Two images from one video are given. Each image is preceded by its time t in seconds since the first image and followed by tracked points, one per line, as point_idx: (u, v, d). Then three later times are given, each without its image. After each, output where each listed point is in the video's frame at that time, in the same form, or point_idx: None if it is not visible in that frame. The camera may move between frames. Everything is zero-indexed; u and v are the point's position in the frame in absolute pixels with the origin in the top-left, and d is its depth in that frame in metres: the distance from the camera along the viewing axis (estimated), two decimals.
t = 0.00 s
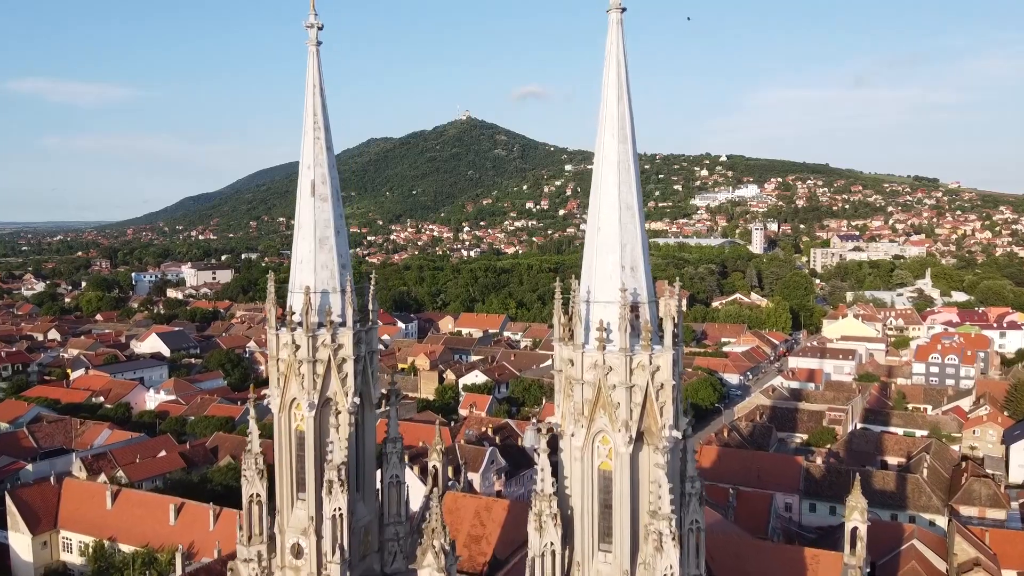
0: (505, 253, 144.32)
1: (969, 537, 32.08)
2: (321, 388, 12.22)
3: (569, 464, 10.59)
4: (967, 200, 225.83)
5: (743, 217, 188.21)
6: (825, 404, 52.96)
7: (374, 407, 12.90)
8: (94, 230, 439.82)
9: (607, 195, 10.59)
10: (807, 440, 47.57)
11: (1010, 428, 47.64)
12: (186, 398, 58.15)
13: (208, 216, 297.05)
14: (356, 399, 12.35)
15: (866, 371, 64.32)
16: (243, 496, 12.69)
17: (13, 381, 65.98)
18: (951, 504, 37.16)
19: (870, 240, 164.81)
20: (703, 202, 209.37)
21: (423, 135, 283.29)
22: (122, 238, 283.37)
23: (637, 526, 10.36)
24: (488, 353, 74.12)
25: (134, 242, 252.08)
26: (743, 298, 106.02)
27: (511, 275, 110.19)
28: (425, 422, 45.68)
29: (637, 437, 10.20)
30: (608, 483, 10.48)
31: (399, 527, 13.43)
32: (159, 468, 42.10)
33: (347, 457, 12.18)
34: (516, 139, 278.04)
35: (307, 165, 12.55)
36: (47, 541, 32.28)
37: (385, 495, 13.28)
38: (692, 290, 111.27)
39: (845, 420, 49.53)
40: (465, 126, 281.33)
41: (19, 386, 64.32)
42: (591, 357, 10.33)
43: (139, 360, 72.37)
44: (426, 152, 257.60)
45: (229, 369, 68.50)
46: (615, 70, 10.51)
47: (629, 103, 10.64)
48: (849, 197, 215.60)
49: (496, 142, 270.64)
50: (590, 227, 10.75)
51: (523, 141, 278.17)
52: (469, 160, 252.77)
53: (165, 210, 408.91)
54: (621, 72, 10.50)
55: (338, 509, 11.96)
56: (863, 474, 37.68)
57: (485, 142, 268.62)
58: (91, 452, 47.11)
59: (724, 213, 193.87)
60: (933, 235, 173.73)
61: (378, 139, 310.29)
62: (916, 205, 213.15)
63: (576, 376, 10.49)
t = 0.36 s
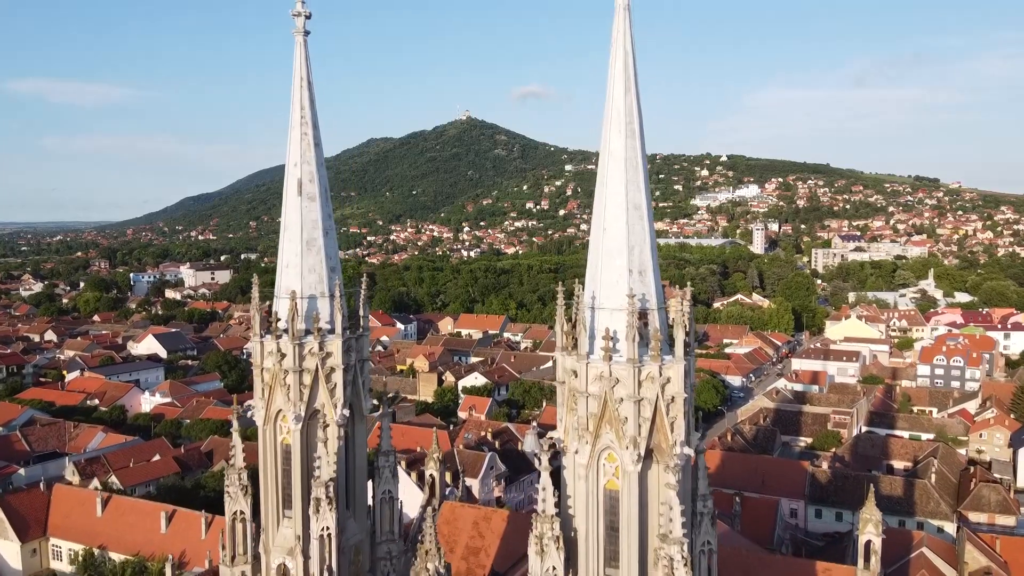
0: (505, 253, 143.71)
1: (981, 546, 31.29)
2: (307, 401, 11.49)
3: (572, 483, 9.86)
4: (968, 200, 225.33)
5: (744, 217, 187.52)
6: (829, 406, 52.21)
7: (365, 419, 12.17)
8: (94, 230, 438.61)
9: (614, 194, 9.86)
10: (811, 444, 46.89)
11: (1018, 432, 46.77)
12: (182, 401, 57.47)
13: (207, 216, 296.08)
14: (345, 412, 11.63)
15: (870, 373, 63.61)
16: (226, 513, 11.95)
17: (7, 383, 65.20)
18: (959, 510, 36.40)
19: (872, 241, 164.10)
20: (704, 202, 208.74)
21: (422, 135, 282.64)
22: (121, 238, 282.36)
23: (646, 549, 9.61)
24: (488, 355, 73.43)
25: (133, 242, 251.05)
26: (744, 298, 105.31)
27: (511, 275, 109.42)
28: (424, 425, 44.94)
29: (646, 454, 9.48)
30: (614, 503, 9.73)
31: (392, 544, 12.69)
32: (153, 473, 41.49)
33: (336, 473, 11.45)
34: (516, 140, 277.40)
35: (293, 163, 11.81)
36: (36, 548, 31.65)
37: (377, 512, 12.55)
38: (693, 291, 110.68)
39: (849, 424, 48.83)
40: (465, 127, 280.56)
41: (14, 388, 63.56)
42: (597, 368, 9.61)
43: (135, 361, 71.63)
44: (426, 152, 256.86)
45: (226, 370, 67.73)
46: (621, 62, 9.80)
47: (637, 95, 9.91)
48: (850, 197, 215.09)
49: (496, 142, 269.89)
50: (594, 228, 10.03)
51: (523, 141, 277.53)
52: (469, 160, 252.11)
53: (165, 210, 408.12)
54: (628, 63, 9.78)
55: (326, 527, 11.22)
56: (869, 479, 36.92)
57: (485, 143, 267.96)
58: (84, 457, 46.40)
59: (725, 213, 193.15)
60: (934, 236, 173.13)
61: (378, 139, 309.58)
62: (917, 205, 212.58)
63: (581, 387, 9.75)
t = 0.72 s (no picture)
0: (505, 254, 142.92)
1: (993, 554, 30.43)
2: (293, 414, 10.70)
3: (578, 506, 9.08)
4: (969, 200, 224.74)
5: (744, 217, 186.77)
6: (834, 409, 51.43)
7: (354, 433, 11.40)
8: (93, 230, 437.45)
9: (623, 193, 9.07)
10: (817, 448, 46.12)
11: None
12: (177, 403, 56.71)
13: (207, 216, 295.15)
14: (333, 426, 10.85)
15: (875, 375, 62.85)
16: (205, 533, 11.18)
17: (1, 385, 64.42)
18: (969, 517, 35.57)
19: (873, 241, 163.35)
20: (704, 202, 208.02)
21: (422, 135, 282.03)
22: (120, 239, 281.25)
23: None
24: (488, 356, 72.67)
25: (132, 242, 250.04)
26: (746, 299, 104.50)
27: (511, 276, 108.67)
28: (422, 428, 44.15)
29: (658, 475, 8.70)
30: (623, 529, 8.95)
31: (384, 565, 11.93)
32: (146, 478, 40.71)
33: (323, 493, 10.67)
34: (516, 139, 276.72)
35: (278, 159, 11.03)
36: (25, 557, 30.80)
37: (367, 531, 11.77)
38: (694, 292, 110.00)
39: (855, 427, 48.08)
40: (465, 127, 279.84)
41: (7, 390, 62.77)
42: (604, 382, 8.83)
43: (131, 363, 70.89)
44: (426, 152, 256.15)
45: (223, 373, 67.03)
46: (631, 47, 9.00)
47: (647, 84, 9.11)
48: (851, 198, 214.46)
49: (496, 142, 269.10)
50: (600, 228, 9.24)
51: (523, 141, 276.84)
52: (469, 160, 251.36)
53: (165, 210, 406.97)
54: (638, 48, 9.01)
55: (312, 551, 10.46)
56: (878, 485, 36.12)
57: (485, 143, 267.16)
58: (78, 461, 45.62)
59: (726, 213, 192.40)
60: (935, 236, 172.45)
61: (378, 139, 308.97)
62: (918, 206, 211.91)
63: (587, 402, 8.94)
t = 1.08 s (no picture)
0: (505, 254, 142.12)
1: (1005, 561, 29.63)
2: (276, 430, 9.95)
3: (584, 532, 8.32)
4: (970, 200, 224.08)
5: (745, 217, 185.96)
6: (839, 413, 50.60)
7: (342, 448, 10.66)
8: (93, 230, 436.28)
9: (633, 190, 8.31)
10: (821, 452, 45.29)
11: None
12: (172, 406, 55.98)
13: (206, 217, 294.19)
14: (320, 442, 10.11)
15: (879, 378, 62.09)
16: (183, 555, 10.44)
17: None
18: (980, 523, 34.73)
19: (875, 241, 162.53)
20: (705, 202, 207.25)
21: (422, 135, 281.27)
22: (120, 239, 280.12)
23: None
24: (488, 358, 71.93)
25: (131, 243, 249.08)
26: (748, 300, 103.75)
27: (511, 277, 107.89)
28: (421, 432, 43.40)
29: (670, 499, 7.94)
30: (632, 557, 8.21)
31: None
32: (139, 484, 39.94)
33: (308, 514, 9.91)
34: (517, 140, 276.01)
35: (260, 155, 10.27)
36: (13, 565, 30.02)
37: (358, 553, 11.02)
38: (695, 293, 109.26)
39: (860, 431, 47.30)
40: (466, 127, 279.11)
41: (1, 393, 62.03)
42: (612, 397, 8.07)
43: (127, 365, 70.15)
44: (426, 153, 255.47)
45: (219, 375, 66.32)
46: (641, 31, 8.26)
47: (659, 71, 8.34)
48: (852, 198, 213.75)
49: (496, 142, 268.27)
50: (607, 230, 8.49)
51: (523, 141, 276.19)
52: (469, 160, 250.59)
53: (165, 211, 405.99)
54: (648, 33, 8.27)
55: None
56: (886, 490, 35.31)
57: (485, 142, 266.36)
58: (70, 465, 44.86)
59: (727, 213, 191.60)
60: (937, 236, 171.67)
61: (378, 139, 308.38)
62: (919, 206, 211.16)
63: (594, 420, 8.18)
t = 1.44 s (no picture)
0: (505, 255, 141.36)
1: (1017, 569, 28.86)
2: (255, 447, 9.17)
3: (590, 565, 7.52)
4: (971, 200, 223.45)
5: (746, 218, 185.24)
6: (844, 416, 49.81)
7: (328, 467, 9.90)
8: (92, 230, 435.39)
9: (645, 188, 7.54)
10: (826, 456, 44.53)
11: None
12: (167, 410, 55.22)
13: (206, 217, 293.27)
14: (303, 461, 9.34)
15: (884, 380, 61.33)
16: None
17: None
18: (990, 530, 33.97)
19: (876, 241, 161.74)
20: (705, 203, 206.55)
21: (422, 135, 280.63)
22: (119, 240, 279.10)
23: None
24: (488, 360, 71.20)
25: (131, 243, 248.26)
26: (749, 301, 103.04)
27: (511, 277, 107.14)
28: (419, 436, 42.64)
29: (686, 526, 7.18)
30: None
31: None
32: (131, 489, 39.15)
33: (289, 540, 9.14)
34: (517, 140, 275.37)
35: (239, 151, 9.49)
36: None
37: None
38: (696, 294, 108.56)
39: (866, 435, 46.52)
40: (466, 126, 278.51)
41: None
42: (623, 415, 7.28)
43: (123, 367, 69.41)
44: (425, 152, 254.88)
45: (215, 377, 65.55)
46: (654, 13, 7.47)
47: (672, 56, 7.56)
48: (853, 198, 213.04)
49: (496, 142, 267.48)
50: (616, 228, 7.72)
51: (523, 141, 275.48)
52: (469, 160, 249.88)
53: (165, 211, 405.24)
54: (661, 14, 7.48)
55: None
56: (894, 497, 34.58)
57: (485, 142, 265.58)
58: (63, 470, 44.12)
59: (728, 213, 190.86)
60: (938, 237, 170.93)
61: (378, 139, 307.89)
62: (921, 206, 210.48)
63: (602, 440, 7.38)
